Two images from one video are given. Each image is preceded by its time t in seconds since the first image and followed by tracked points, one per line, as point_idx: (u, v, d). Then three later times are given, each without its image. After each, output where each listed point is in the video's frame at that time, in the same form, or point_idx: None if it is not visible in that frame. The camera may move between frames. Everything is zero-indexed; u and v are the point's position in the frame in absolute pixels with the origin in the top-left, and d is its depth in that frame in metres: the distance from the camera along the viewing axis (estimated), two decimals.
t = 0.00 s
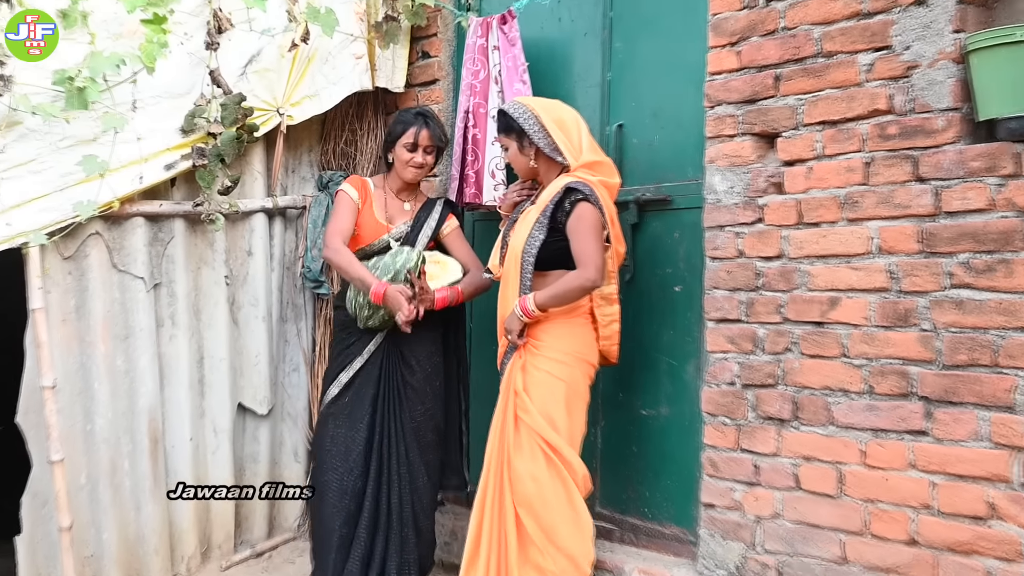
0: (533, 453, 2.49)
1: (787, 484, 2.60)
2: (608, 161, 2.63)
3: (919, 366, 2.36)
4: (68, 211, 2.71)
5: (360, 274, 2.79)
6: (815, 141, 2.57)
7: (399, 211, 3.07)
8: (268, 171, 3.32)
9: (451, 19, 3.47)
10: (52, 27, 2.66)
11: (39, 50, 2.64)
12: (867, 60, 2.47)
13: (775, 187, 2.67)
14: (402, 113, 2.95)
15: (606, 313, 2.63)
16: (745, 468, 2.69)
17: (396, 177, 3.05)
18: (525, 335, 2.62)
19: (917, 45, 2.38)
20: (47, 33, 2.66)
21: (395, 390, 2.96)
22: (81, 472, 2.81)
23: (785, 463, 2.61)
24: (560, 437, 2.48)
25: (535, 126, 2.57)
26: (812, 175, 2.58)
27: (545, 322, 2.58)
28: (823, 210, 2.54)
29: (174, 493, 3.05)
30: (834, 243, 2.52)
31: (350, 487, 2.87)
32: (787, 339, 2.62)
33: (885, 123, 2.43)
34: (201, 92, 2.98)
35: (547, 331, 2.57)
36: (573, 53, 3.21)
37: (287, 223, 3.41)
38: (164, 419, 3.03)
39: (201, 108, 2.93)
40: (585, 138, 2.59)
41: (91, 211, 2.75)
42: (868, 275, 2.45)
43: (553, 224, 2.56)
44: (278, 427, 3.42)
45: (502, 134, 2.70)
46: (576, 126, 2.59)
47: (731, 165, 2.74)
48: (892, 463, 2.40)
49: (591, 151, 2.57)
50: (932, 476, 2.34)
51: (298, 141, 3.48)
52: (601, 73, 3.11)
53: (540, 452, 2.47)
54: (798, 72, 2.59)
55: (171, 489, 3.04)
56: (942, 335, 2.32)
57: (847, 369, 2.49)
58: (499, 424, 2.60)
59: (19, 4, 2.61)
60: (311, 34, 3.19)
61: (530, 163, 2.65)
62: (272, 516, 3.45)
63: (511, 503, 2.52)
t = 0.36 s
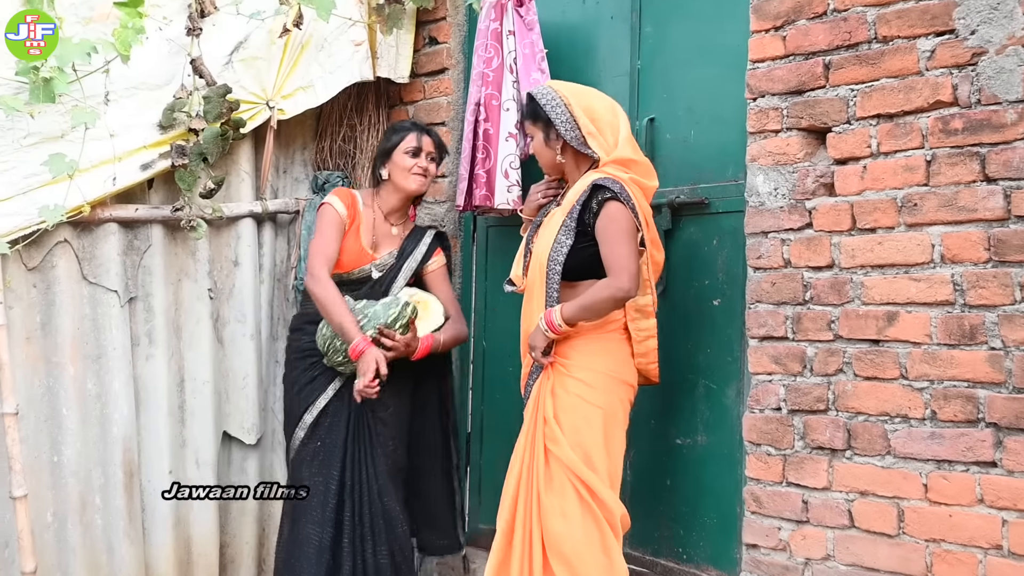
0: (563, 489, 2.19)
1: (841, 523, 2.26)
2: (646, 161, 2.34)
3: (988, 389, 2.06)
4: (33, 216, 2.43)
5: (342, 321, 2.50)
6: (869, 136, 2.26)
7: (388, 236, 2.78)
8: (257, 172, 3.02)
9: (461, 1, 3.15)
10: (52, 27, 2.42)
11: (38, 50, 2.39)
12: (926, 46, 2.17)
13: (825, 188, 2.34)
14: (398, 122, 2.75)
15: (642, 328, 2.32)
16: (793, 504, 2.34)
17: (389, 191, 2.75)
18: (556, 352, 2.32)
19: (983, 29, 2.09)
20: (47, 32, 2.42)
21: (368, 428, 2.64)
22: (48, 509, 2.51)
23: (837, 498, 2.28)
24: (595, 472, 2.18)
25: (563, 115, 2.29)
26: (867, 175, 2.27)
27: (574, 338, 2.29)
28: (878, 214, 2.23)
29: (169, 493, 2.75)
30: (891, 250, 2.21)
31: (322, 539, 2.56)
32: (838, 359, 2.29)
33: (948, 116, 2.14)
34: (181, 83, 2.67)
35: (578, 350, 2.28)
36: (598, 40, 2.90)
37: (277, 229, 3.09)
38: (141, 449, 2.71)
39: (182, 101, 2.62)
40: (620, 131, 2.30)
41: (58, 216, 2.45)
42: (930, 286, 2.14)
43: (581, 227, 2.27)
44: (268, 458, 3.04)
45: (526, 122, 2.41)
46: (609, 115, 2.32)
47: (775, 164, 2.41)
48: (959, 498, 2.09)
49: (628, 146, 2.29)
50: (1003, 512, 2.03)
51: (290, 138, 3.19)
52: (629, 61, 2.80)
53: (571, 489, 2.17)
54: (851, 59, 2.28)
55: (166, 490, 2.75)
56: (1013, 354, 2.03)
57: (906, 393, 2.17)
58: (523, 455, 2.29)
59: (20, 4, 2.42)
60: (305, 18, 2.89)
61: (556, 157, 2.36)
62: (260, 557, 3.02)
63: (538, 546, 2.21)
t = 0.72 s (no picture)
0: (580, 499, 2.15)
1: (857, 534, 2.18)
2: (669, 167, 2.28)
3: (1008, 398, 1.98)
4: (31, 220, 2.37)
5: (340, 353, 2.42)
6: (888, 138, 2.18)
7: (368, 258, 2.67)
8: (259, 174, 2.96)
9: None
10: (52, 27, 2.36)
11: (39, 50, 2.32)
12: (946, 45, 2.09)
13: (842, 192, 2.27)
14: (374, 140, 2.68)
15: (661, 336, 2.24)
16: (808, 514, 2.26)
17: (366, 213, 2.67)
18: (571, 357, 2.26)
19: (1005, 28, 2.01)
20: (47, 32, 2.35)
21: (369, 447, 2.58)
22: (47, 519, 2.47)
23: (854, 509, 2.20)
24: (613, 482, 2.14)
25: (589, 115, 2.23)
26: (885, 178, 2.18)
27: (589, 344, 2.23)
28: (897, 218, 2.15)
29: (164, 493, 2.69)
30: (909, 255, 2.13)
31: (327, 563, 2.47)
32: (855, 366, 2.20)
33: (968, 118, 2.06)
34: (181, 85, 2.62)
35: (594, 358, 2.22)
36: (609, 40, 2.83)
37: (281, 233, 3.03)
38: (141, 458, 2.66)
39: (182, 103, 2.53)
40: (645, 136, 2.24)
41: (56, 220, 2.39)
42: (949, 292, 2.06)
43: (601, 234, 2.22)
44: (272, 467, 2.99)
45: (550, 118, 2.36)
46: (636, 119, 2.25)
47: (791, 167, 2.33)
48: (977, 509, 2.01)
49: (652, 152, 2.23)
50: None
51: (293, 140, 3.12)
52: (641, 62, 2.74)
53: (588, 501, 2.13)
54: (869, 59, 2.20)
55: (161, 490, 2.69)
56: None
57: (924, 402, 2.09)
58: (538, 463, 2.24)
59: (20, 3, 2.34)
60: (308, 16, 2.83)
61: (578, 157, 2.31)
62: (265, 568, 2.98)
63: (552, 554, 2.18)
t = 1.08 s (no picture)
0: (582, 500, 2.16)
1: (859, 536, 2.19)
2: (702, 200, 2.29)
3: (1011, 401, 1.98)
4: (34, 222, 2.37)
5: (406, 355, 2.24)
6: (892, 141, 2.17)
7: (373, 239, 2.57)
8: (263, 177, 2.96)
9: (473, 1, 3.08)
10: (52, 27, 2.36)
11: (38, 50, 2.33)
12: (952, 48, 2.09)
13: (846, 195, 2.26)
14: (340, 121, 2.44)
15: (661, 353, 2.23)
16: (811, 517, 2.26)
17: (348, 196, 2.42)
18: (569, 358, 2.25)
19: (1011, 31, 2.00)
20: (47, 33, 2.35)
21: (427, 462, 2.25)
22: (51, 520, 2.48)
23: (857, 511, 2.20)
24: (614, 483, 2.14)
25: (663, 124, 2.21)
26: (889, 181, 2.18)
27: (586, 346, 2.23)
28: (901, 221, 2.15)
29: (157, 493, 2.68)
30: (913, 258, 2.12)
31: None
32: (859, 370, 2.20)
33: (974, 121, 2.05)
34: (185, 87, 2.61)
35: (592, 359, 2.21)
36: (613, 41, 2.83)
37: (284, 235, 3.03)
38: (145, 459, 2.67)
39: (186, 105, 2.56)
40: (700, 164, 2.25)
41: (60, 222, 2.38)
42: (954, 295, 2.06)
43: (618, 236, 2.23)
44: (275, 468, 2.99)
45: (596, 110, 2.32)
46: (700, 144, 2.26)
47: (795, 170, 2.33)
48: (981, 512, 2.01)
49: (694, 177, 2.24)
50: None
51: (297, 142, 3.12)
52: (646, 64, 2.73)
53: (591, 502, 2.13)
54: (874, 62, 2.20)
55: (156, 489, 2.68)
56: None
57: (927, 405, 2.09)
58: (538, 465, 2.24)
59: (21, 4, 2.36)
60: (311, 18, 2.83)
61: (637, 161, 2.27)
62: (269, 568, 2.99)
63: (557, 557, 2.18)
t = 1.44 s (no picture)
0: (582, 502, 2.17)
1: (862, 536, 2.19)
2: (722, 214, 2.27)
3: (1014, 401, 1.98)
4: (38, 222, 2.37)
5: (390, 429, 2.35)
6: (896, 141, 2.17)
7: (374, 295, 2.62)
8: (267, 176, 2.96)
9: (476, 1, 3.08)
10: (52, 26, 2.35)
11: (39, 50, 2.33)
12: (956, 47, 2.08)
13: (850, 194, 2.26)
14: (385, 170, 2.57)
15: (664, 362, 2.22)
16: (814, 516, 2.26)
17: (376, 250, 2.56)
18: (567, 359, 2.26)
19: (1015, 31, 2.00)
20: (47, 32, 2.35)
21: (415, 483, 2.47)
22: (55, 520, 2.48)
23: (860, 511, 2.20)
24: (615, 484, 2.15)
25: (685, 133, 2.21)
26: (893, 181, 2.18)
27: (586, 348, 2.24)
28: (905, 221, 2.14)
29: (153, 494, 2.66)
30: (917, 258, 2.12)
31: None
32: (862, 369, 2.20)
33: (977, 120, 2.05)
34: (189, 86, 2.60)
35: (592, 361, 2.21)
36: (617, 40, 2.83)
37: (288, 235, 3.03)
38: (148, 458, 2.67)
39: (189, 104, 2.53)
40: (718, 179, 2.24)
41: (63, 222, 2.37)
42: (957, 295, 2.06)
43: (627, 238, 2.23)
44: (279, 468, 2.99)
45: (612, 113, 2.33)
46: (717, 159, 2.26)
47: (798, 169, 2.33)
48: (984, 511, 2.01)
49: (711, 192, 2.21)
50: None
51: (300, 141, 3.17)
52: (649, 63, 2.73)
53: (591, 504, 2.15)
54: (877, 62, 2.20)
55: (151, 490, 2.67)
56: None
57: (930, 405, 2.09)
58: (538, 467, 2.25)
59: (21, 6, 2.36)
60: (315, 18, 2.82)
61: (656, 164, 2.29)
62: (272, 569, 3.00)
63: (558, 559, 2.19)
